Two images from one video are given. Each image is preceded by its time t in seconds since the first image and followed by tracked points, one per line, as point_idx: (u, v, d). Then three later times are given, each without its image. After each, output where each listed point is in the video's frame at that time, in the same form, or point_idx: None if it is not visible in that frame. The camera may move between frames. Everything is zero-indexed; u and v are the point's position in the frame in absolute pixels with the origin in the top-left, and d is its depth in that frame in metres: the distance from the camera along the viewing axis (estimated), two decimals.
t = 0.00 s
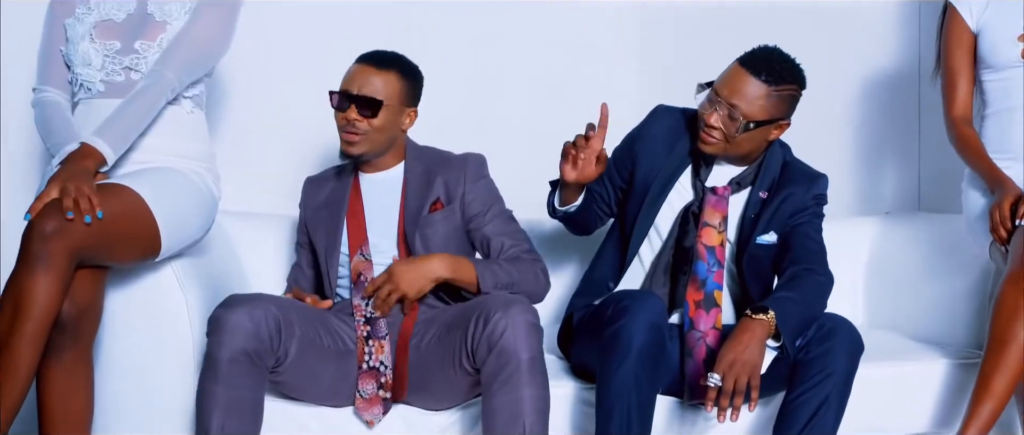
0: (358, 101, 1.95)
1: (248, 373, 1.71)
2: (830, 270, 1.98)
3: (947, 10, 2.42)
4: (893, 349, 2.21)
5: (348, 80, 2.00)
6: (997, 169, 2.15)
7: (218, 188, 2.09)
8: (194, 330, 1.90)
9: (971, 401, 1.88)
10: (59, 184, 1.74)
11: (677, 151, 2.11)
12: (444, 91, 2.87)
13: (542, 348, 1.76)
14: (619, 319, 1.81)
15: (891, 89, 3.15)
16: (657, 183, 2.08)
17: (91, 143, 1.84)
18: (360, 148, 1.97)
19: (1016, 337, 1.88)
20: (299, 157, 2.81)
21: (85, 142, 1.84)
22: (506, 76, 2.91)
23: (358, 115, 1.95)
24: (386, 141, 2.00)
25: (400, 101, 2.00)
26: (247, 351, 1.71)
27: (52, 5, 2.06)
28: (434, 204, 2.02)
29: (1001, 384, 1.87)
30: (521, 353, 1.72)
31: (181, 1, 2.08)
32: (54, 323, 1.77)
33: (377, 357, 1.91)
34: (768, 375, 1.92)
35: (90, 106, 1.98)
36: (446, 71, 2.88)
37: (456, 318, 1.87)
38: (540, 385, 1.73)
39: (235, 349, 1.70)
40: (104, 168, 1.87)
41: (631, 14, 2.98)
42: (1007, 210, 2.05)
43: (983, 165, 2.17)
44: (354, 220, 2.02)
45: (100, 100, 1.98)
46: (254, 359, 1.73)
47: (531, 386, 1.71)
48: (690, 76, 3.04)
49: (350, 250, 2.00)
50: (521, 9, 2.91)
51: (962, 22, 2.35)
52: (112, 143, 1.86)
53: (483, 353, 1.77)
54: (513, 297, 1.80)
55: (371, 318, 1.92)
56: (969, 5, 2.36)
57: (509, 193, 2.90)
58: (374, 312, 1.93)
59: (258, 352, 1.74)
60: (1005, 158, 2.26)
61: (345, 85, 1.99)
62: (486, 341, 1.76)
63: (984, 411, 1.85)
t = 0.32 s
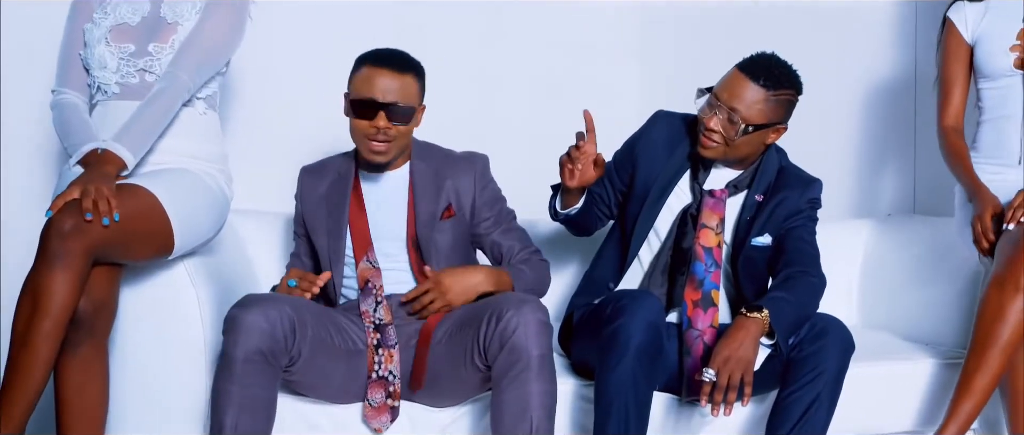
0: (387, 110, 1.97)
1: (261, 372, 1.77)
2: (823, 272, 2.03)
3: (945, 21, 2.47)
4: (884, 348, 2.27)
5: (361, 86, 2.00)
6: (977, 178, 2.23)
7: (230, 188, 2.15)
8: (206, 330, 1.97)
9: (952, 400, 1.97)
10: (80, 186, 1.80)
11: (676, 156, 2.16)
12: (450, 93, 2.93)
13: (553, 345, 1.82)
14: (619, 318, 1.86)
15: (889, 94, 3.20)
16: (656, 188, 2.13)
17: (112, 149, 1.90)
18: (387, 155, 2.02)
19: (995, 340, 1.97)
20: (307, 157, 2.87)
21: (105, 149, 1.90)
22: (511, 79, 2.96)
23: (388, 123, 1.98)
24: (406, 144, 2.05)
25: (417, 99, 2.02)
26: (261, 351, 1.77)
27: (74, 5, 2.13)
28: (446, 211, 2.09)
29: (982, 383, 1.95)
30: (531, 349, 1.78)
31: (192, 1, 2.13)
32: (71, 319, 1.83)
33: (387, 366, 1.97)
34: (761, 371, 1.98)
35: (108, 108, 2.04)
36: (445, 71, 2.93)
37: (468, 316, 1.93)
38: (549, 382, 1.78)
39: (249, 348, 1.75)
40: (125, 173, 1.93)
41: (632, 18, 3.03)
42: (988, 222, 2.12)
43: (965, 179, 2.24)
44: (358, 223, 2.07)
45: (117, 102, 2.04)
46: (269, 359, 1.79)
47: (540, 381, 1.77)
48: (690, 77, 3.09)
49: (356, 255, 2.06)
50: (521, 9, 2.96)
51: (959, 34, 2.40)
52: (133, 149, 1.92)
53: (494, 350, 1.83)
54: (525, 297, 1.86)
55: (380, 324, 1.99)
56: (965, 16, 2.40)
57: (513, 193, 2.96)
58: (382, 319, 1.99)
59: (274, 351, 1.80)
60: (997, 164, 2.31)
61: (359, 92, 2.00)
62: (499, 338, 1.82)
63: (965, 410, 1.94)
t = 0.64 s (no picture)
0: (419, 113, 2.02)
1: (264, 371, 1.83)
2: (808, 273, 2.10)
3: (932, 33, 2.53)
4: (866, 347, 2.34)
5: (387, 95, 2.06)
6: (958, 185, 2.31)
7: (234, 189, 2.21)
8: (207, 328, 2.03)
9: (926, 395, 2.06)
10: (91, 187, 1.85)
11: (669, 159, 2.23)
12: (446, 95, 2.99)
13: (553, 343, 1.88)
14: (612, 314, 1.93)
15: (877, 100, 3.27)
16: (649, 190, 2.19)
17: (121, 153, 1.96)
18: (420, 158, 2.07)
19: (969, 338, 2.06)
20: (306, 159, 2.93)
21: (114, 152, 1.97)
22: (506, 82, 3.03)
23: (420, 127, 2.04)
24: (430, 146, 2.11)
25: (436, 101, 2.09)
26: (266, 351, 1.83)
27: (80, 5, 2.18)
28: (455, 218, 2.15)
29: (954, 380, 2.04)
30: (532, 347, 1.84)
31: (192, 2, 2.18)
32: (81, 315, 1.89)
33: (387, 386, 2.03)
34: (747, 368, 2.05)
35: (114, 111, 2.10)
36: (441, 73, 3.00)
37: (473, 314, 2.00)
38: (548, 379, 1.85)
39: (253, 349, 1.82)
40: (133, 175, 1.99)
41: (631, 21, 3.10)
42: (968, 227, 2.19)
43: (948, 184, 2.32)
44: (371, 226, 2.13)
45: (123, 105, 2.10)
46: (273, 359, 1.85)
47: (539, 378, 1.84)
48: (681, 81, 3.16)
49: (366, 260, 2.11)
50: (515, 12, 3.02)
51: (943, 45, 2.47)
52: (142, 152, 1.98)
53: (496, 347, 1.90)
54: (529, 298, 1.92)
55: (387, 339, 2.05)
56: (950, 28, 2.47)
57: (507, 194, 3.02)
58: (390, 334, 2.05)
59: (277, 352, 1.86)
60: (979, 168, 2.39)
61: (387, 100, 2.05)
62: (501, 335, 1.89)
63: (937, 405, 2.02)
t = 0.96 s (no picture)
0: (422, 108, 2.05)
1: (266, 367, 1.87)
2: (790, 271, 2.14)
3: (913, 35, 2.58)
4: (845, 344, 2.39)
5: (384, 94, 2.08)
6: (939, 183, 2.35)
7: (225, 183, 2.24)
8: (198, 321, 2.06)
9: (898, 389, 2.10)
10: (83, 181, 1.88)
11: (656, 158, 2.27)
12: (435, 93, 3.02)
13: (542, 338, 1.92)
14: (596, 310, 1.97)
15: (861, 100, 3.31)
16: (635, 189, 2.23)
17: (116, 149, 1.99)
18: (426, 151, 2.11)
19: (941, 336, 2.11)
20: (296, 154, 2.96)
21: (108, 148, 1.99)
22: (494, 80, 3.06)
23: (424, 121, 2.07)
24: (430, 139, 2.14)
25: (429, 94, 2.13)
26: (268, 347, 1.86)
27: (69, 5, 2.19)
28: (446, 215, 2.18)
29: (926, 374, 2.09)
30: (522, 342, 1.88)
31: None
32: (74, 307, 1.91)
33: (382, 390, 2.06)
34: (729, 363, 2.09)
35: (108, 106, 2.13)
36: (447, 71, 3.02)
37: (462, 309, 2.03)
38: (537, 373, 1.88)
39: (255, 345, 1.85)
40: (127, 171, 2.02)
41: (632, 20, 3.19)
42: (947, 227, 2.24)
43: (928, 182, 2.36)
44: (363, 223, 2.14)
45: (115, 101, 2.13)
46: (273, 355, 1.88)
47: (528, 372, 1.87)
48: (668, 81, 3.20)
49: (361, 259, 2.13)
50: (504, 12, 3.05)
51: (923, 48, 2.52)
52: (136, 148, 2.00)
53: (487, 341, 1.93)
54: (518, 293, 1.96)
55: (380, 342, 2.07)
56: (930, 33, 2.51)
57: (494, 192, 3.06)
58: (383, 337, 2.07)
59: (279, 348, 1.89)
60: (959, 169, 2.43)
61: (384, 99, 2.08)
62: (492, 330, 1.92)
63: (909, 397, 2.06)
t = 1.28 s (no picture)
0: (409, 124, 2.02)
1: (247, 365, 1.85)
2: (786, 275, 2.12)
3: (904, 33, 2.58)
4: (840, 349, 2.38)
5: (368, 113, 2.02)
6: (944, 183, 2.33)
7: (218, 182, 2.22)
8: (189, 320, 2.05)
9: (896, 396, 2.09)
10: (73, 179, 1.85)
11: (652, 159, 2.25)
12: (429, 94, 3.01)
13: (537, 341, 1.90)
14: (590, 312, 1.96)
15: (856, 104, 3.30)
16: (631, 189, 2.22)
17: (106, 148, 1.96)
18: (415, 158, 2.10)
19: (940, 342, 2.10)
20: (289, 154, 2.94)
21: (99, 146, 1.97)
22: (487, 81, 3.04)
23: (412, 134, 2.05)
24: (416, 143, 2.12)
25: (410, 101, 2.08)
26: (250, 345, 1.85)
27: (55, 6, 2.16)
28: (431, 213, 2.16)
29: (925, 382, 2.07)
30: (516, 344, 1.86)
31: None
32: (62, 306, 1.89)
33: (372, 396, 2.04)
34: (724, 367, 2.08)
35: (99, 104, 2.11)
36: (445, 72, 3.01)
37: (456, 311, 2.00)
38: (530, 375, 1.87)
39: (238, 343, 1.83)
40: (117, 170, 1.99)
41: (631, 20, 3.18)
42: (946, 230, 2.24)
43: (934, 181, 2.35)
44: (349, 225, 2.14)
45: (106, 100, 2.11)
46: (255, 353, 1.86)
47: (522, 374, 1.86)
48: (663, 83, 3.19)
49: (346, 263, 2.13)
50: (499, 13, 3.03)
51: (915, 48, 2.52)
52: (126, 147, 1.98)
53: (480, 343, 1.91)
54: (512, 295, 1.95)
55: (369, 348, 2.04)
56: (922, 31, 2.52)
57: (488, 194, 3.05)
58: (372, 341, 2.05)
59: (262, 346, 1.87)
60: (954, 174, 2.43)
61: (367, 119, 2.03)
62: (486, 332, 1.90)
63: (908, 405, 2.05)
